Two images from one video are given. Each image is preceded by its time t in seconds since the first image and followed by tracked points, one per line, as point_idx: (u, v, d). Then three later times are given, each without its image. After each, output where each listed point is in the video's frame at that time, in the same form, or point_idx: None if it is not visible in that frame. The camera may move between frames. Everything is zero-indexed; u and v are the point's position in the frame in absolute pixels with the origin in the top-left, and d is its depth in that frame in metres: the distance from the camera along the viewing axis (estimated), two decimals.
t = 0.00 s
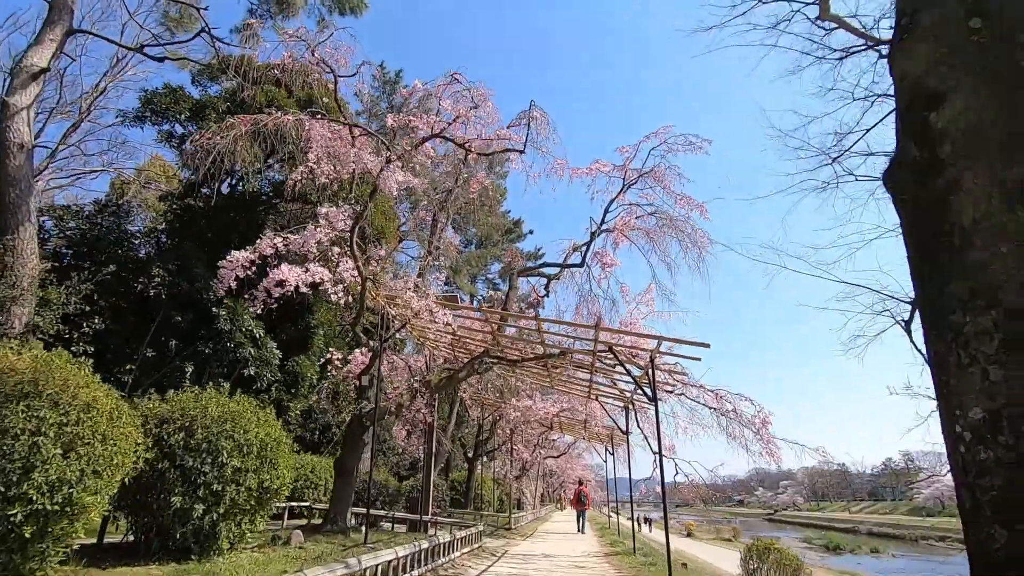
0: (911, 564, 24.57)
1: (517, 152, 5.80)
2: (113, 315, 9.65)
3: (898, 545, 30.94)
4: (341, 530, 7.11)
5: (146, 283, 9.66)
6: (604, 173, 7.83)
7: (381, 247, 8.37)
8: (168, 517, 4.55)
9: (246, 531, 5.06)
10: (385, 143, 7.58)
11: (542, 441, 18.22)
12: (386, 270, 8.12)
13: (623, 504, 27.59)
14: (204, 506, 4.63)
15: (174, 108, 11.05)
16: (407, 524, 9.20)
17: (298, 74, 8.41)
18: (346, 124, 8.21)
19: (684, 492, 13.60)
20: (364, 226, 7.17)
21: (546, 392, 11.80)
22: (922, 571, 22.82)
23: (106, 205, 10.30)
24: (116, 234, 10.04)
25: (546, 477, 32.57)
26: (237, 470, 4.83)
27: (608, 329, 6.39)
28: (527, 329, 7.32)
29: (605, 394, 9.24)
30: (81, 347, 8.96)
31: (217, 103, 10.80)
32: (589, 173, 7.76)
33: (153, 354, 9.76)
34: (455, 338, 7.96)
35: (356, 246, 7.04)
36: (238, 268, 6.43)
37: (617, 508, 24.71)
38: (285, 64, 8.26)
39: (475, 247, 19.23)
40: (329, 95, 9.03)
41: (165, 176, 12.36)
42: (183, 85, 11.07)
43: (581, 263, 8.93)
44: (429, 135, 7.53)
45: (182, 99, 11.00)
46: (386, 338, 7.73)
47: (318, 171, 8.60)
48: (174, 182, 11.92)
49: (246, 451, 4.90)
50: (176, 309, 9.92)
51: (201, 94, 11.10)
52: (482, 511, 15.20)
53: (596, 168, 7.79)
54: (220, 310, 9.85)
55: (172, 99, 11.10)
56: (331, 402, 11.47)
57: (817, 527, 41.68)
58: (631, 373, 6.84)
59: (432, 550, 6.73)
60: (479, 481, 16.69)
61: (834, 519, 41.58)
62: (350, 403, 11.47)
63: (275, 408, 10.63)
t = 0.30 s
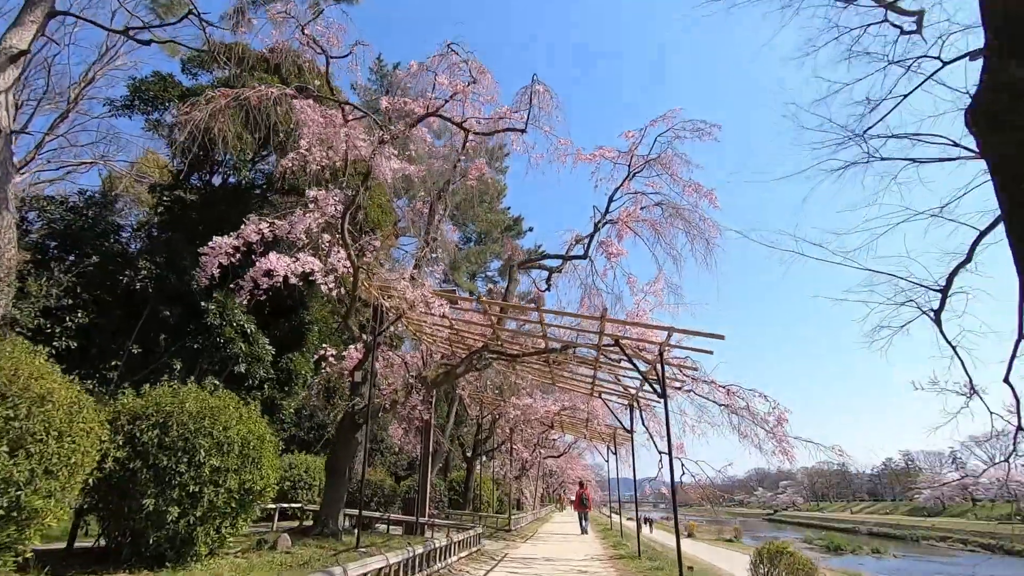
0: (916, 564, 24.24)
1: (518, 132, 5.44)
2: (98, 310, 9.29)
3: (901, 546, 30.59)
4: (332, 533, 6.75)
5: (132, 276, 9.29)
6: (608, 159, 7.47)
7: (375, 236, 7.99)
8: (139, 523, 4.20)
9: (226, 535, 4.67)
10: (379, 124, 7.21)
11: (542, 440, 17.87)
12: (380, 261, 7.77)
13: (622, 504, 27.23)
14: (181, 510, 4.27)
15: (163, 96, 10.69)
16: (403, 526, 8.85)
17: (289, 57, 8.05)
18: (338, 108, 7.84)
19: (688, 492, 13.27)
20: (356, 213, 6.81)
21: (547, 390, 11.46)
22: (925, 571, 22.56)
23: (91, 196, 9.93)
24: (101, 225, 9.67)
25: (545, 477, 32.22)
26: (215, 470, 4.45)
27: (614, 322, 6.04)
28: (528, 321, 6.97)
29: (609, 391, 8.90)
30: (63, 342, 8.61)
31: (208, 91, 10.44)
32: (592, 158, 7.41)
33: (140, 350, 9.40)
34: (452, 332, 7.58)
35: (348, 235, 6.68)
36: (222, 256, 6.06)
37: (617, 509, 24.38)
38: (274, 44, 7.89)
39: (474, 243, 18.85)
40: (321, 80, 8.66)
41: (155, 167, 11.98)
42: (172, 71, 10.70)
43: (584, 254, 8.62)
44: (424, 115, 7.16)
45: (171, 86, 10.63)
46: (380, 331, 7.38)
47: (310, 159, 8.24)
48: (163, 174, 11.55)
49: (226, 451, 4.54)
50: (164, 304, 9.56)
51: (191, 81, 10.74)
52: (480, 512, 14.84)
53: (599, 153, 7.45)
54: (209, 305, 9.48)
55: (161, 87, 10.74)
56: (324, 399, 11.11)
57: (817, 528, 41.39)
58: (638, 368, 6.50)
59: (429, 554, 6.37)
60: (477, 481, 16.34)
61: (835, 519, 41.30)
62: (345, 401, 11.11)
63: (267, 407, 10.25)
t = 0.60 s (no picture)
0: (918, 564, 24.04)
1: (520, 108, 5.13)
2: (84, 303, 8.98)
3: (902, 546, 30.39)
4: (323, 534, 6.43)
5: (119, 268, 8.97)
6: (613, 143, 7.16)
7: (370, 225, 7.69)
8: (110, 524, 3.88)
9: (205, 537, 4.30)
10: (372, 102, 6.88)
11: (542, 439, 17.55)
12: (375, 250, 7.45)
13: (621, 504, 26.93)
14: (154, 510, 3.94)
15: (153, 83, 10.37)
16: (399, 527, 8.52)
17: (281, 38, 7.73)
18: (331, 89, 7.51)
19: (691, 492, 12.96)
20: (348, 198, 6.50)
21: (548, 386, 11.14)
22: (927, 571, 22.32)
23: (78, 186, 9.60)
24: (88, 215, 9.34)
25: (544, 477, 31.90)
26: (193, 467, 4.10)
27: (620, 312, 5.73)
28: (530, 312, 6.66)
29: (613, 387, 8.58)
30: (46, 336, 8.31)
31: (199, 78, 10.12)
32: (596, 143, 7.09)
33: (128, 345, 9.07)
34: (449, 325, 7.28)
35: (339, 221, 6.37)
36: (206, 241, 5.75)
37: (617, 508, 24.07)
38: (263, 23, 7.56)
39: (473, 239, 18.53)
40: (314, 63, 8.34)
41: (146, 159, 11.65)
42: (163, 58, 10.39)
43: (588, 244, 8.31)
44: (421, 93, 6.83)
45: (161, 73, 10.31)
46: (374, 323, 7.06)
47: (303, 145, 7.92)
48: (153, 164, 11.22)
49: (205, 446, 4.20)
50: (152, 297, 9.21)
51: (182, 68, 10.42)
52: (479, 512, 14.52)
53: (604, 138, 7.13)
54: (198, 298, 9.11)
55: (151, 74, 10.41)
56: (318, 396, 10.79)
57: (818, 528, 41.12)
58: (645, 360, 6.19)
59: (424, 556, 6.07)
60: (476, 481, 16.03)
61: (836, 519, 41.04)
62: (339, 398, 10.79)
63: (260, 404, 9.93)
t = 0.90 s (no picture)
0: (918, 564, 23.82)
1: (520, 80, 4.79)
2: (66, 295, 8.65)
3: (903, 546, 30.17)
4: (311, 536, 6.09)
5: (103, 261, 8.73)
6: (616, 127, 6.84)
7: (361, 213, 7.34)
8: (71, 526, 3.54)
9: (179, 540, 3.94)
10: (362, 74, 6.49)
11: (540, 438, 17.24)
12: (367, 239, 7.11)
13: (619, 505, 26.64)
14: (121, 511, 3.59)
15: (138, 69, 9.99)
16: (393, 528, 8.19)
17: (269, 16, 7.38)
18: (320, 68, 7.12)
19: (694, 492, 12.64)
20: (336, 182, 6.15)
21: (548, 382, 10.81)
22: (927, 572, 22.12)
23: (59, 175, 9.24)
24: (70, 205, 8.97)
25: (542, 477, 31.63)
26: (164, 465, 3.75)
27: (625, 303, 5.42)
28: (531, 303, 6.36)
29: (616, 383, 8.26)
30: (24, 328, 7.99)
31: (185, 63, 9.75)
32: (599, 126, 6.78)
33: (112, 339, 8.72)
34: (444, 316, 6.94)
35: (328, 206, 6.03)
36: (184, 225, 5.39)
37: (616, 509, 23.79)
38: None
39: (470, 234, 18.21)
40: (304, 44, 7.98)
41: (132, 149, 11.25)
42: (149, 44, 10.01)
43: (590, 235, 8.02)
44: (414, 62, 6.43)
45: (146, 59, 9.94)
46: (366, 315, 6.73)
47: (292, 130, 7.58)
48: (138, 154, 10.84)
49: (178, 442, 3.86)
50: (137, 289, 8.87)
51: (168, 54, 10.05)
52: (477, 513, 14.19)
53: (606, 121, 6.82)
54: (185, 290, 8.76)
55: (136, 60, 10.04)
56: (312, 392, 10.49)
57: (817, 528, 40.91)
58: (651, 354, 5.88)
59: (418, 559, 5.73)
60: (473, 481, 15.70)
61: (835, 519, 40.82)
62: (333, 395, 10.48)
63: (251, 401, 9.57)
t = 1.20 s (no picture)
0: (918, 564, 23.52)
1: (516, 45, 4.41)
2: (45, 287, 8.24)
3: (903, 546, 29.80)
4: (294, 540, 5.74)
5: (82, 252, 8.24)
6: (620, 106, 6.48)
7: (351, 199, 6.96)
8: (13, 532, 3.17)
9: (141, 548, 3.58)
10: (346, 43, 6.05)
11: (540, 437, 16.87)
12: (356, 226, 6.73)
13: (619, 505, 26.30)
14: (71, 515, 3.22)
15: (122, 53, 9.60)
16: (384, 530, 7.83)
17: None
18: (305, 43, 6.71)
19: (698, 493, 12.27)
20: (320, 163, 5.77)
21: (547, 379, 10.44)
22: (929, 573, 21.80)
23: (38, 161, 8.85)
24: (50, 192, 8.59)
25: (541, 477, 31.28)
26: (121, 465, 3.39)
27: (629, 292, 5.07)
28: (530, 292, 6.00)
29: (618, 379, 7.90)
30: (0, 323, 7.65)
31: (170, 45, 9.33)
32: (600, 106, 6.42)
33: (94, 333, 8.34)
34: (438, 307, 6.57)
35: (312, 188, 5.66)
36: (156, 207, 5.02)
37: (616, 509, 23.45)
38: None
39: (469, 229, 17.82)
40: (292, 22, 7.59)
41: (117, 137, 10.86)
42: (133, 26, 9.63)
43: (591, 224, 7.66)
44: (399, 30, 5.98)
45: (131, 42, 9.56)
46: (353, 306, 6.36)
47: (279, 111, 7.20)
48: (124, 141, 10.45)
49: (138, 439, 3.49)
50: (119, 281, 8.32)
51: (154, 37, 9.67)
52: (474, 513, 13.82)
53: (609, 100, 6.45)
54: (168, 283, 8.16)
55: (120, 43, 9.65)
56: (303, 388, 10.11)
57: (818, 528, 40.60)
58: (656, 346, 5.53)
59: (407, 565, 5.35)
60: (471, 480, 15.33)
61: (836, 519, 40.51)
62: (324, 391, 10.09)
63: (240, 398, 9.19)
